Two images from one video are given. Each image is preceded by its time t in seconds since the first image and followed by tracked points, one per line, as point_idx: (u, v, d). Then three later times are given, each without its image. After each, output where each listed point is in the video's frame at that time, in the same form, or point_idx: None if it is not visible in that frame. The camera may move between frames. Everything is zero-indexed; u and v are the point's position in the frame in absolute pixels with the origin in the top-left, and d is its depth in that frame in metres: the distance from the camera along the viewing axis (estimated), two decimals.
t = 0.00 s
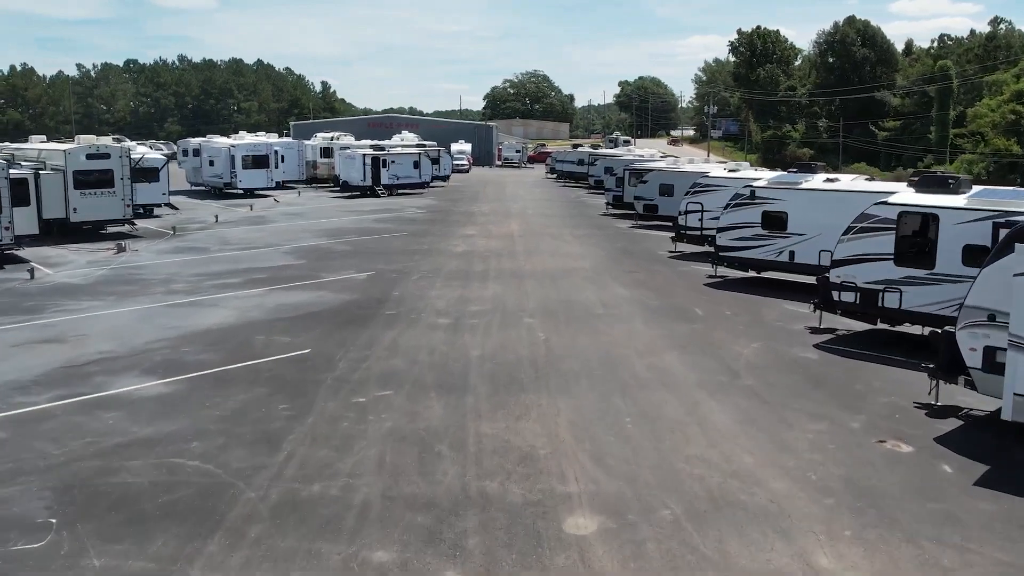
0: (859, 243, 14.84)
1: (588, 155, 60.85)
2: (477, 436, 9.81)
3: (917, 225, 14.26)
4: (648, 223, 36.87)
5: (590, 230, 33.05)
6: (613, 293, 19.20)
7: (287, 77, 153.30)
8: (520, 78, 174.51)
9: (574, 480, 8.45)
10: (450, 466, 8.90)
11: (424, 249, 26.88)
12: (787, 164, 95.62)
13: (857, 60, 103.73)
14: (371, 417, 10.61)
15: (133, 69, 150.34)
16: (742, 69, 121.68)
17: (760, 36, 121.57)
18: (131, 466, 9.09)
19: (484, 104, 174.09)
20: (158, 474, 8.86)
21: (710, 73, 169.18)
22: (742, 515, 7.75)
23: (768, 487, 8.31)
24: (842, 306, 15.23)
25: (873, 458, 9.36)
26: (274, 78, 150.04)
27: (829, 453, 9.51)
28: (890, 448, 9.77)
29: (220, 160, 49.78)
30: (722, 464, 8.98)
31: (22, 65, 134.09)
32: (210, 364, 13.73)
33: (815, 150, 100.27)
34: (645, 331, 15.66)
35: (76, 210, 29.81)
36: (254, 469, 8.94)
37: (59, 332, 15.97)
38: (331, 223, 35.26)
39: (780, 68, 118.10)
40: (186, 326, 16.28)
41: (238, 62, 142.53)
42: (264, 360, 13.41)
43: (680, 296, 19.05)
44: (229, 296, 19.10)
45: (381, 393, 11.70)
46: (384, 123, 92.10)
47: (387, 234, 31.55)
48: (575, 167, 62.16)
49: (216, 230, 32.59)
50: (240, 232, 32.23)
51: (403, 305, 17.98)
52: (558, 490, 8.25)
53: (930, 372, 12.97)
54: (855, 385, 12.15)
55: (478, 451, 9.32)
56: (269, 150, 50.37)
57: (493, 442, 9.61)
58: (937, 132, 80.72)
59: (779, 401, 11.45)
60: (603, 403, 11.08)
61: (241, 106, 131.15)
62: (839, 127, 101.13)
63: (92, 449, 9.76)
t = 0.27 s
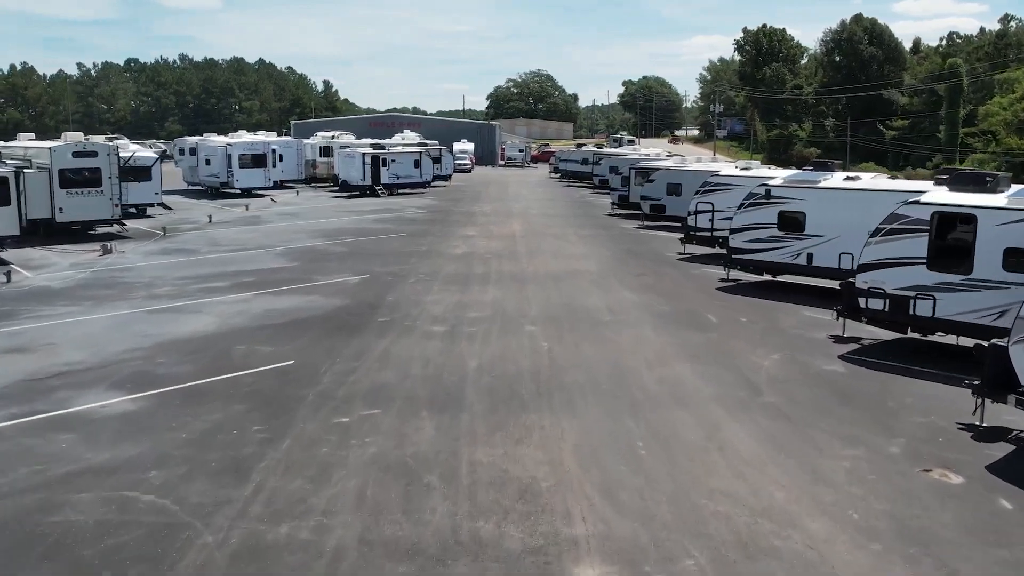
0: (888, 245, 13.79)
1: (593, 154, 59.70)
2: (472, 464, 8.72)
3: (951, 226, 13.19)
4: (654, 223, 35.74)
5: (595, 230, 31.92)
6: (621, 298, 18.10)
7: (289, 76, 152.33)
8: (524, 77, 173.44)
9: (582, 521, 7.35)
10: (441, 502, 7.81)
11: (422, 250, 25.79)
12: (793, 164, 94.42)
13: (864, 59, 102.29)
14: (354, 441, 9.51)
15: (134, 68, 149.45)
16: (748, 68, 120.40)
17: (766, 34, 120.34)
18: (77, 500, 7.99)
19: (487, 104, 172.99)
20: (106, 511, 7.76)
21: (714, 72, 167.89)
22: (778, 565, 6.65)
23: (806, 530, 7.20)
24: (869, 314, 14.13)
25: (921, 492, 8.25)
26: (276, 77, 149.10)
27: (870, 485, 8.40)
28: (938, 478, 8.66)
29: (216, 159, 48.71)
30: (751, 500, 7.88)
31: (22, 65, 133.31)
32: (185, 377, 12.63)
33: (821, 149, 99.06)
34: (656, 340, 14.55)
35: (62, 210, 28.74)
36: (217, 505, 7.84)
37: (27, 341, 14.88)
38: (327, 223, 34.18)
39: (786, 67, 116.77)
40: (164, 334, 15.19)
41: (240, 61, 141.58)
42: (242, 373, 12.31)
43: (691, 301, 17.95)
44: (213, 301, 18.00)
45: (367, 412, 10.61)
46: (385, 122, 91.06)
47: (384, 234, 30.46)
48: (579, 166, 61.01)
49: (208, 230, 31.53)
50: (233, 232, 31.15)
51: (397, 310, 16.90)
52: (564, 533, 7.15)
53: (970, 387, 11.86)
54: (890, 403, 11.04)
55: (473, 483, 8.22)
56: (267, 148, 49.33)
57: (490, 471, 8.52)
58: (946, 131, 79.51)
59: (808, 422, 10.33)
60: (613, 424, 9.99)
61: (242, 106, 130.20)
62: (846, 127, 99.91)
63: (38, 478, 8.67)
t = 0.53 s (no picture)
0: (920, 248, 12.73)
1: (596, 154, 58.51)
2: (463, 499, 7.66)
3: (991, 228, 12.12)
4: (660, 224, 34.61)
5: (599, 231, 30.81)
6: (627, 303, 17.02)
7: (289, 76, 151.35)
8: (526, 76, 172.32)
9: None
10: (425, 550, 6.71)
11: (419, 252, 24.71)
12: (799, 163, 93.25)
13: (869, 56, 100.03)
14: (330, 471, 8.42)
15: (134, 67, 148.58)
16: (752, 67, 119.10)
17: (772, 33, 119.08)
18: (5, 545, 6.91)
19: (490, 103, 171.95)
20: (36, 559, 6.67)
21: (718, 71, 166.59)
22: None
23: None
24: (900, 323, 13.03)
25: (980, 535, 7.15)
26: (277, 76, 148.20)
27: (920, 526, 7.30)
28: (997, 518, 7.55)
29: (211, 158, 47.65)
30: (785, 547, 6.77)
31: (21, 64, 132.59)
32: (153, 392, 11.54)
33: (827, 149, 97.89)
34: (667, 351, 13.45)
35: (45, 210, 27.68)
36: (166, 552, 6.75)
37: None
38: (323, 224, 33.13)
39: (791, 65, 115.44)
40: (136, 344, 14.10)
41: (240, 60, 140.64)
42: (215, 389, 11.21)
43: (702, 307, 16.87)
44: (194, 307, 16.92)
45: (349, 435, 9.52)
46: (386, 122, 90.01)
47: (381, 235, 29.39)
48: (583, 166, 59.81)
49: (199, 231, 30.48)
50: (224, 233, 30.07)
51: (389, 317, 15.84)
52: None
53: (1015, 405, 10.78)
54: (930, 425, 9.93)
55: (464, 526, 7.12)
56: (263, 147, 48.27)
57: (484, 510, 7.42)
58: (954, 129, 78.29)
59: (841, 447, 9.23)
60: (624, 450, 8.89)
61: (242, 105, 129.24)
62: (852, 126, 98.71)
63: None
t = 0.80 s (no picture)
0: (958, 251, 11.64)
1: (598, 152, 57.38)
2: (451, 548, 6.55)
3: None
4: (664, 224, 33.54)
5: (601, 231, 29.71)
6: (634, 310, 15.94)
7: (289, 75, 150.22)
8: (527, 75, 171.15)
9: None
10: None
11: (414, 254, 23.62)
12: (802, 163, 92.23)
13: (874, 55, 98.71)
14: (300, 511, 7.32)
15: (132, 65, 147.43)
16: (755, 65, 117.86)
17: (775, 31, 117.79)
18: None
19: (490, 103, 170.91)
20: None
21: (720, 70, 165.49)
22: None
23: None
24: (934, 334, 11.91)
25: None
26: (276, 75, 147.31)
27: None
28: None
29: (204, 157, 46.55)
30: None
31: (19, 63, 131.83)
32: (112, 412, 10.44)
33: (831, 148, 96.78)
34: (679, 363, 12.33)
35: (25, 210, 26.60)
36: None
37: None
38: (316, 224, 32.02)
39: (795, 64, 114.15)
40: (102, 355, 13.01)
41: (239, 59, 139.71)
42: (180, 409, 10.11)
43: (714, 314, 15.78)
44: (171, 313, 15.82)
45: (325, 464, 8.42)
46: (385, 121, 89.02)
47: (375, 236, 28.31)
48: (585, 165, 58.68)
49: (187, 232, 29.39)
50: (213, 233, 28.98)
51: (378, 325, 14.76)
52: None
53: None
54: (981, 453, 8.82)
55: None
56: (258, 145, 47.22)
57: (474, 564, 6.31)
58: (961, 128, 77.18)
59: (884, 480, 8.11)
60: (638, 486, 7.78)
61: (241, 104, 128.13)
62: (856, 124, 97.60)
63: None
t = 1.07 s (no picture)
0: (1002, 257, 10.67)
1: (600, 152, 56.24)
2: None
3: None
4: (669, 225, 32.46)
5: (603, 232, 28.56)
6: (641, 318, 14.81)
7: (287, 74, 149.04)
8: (527, 75, 170.00)
9: None
10: None
11: (408, 257, 22.51)
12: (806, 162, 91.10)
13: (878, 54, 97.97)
14: (256, 566, 6.20)
15: (129, 64, 146.28)
16: (757, 64, 116.67)
17: (777, 29, 116.66)
18: None
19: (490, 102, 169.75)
20: None
21: (721, 69, 164.38)
22: None
23: None
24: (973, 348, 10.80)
25: None
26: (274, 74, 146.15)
27: None
28: None
29: (196, 156, 45.43)
30: None
31: (14, 62, 130.62)
32: (62, 436, 9.34)
33: (835, 148, 95.71)
34: (693, 379, 11.23)
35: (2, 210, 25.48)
36: None
37: None
38: (308, 225, 30.90)
39: (798, 62, 112.93)
40: (61, 369, 11.90)
41: (236, 58, 138.59)
42: (136, 435, 9.00)
43: (728, 323, 14.65)
44: (142, 322, 14.71)
45: (292, 504, 7.30)
46: (383, 120, 87.93)
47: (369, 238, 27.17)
48: (585, 164, 57.54)
49: (173, 234, 28.26)
50: (200, 235, 27.86)
51: (365, 335, 13.64)
52: None
53: None
54: None
55: None
56: (251, 144, 46.13)
57: None
58: (967, 127, 76.03)
59: (937, 523, 7.01)
60: (654, 534, 6.66)
61: (238, 103, 126.98)
62: (860, 124, 96.50)
63: None
